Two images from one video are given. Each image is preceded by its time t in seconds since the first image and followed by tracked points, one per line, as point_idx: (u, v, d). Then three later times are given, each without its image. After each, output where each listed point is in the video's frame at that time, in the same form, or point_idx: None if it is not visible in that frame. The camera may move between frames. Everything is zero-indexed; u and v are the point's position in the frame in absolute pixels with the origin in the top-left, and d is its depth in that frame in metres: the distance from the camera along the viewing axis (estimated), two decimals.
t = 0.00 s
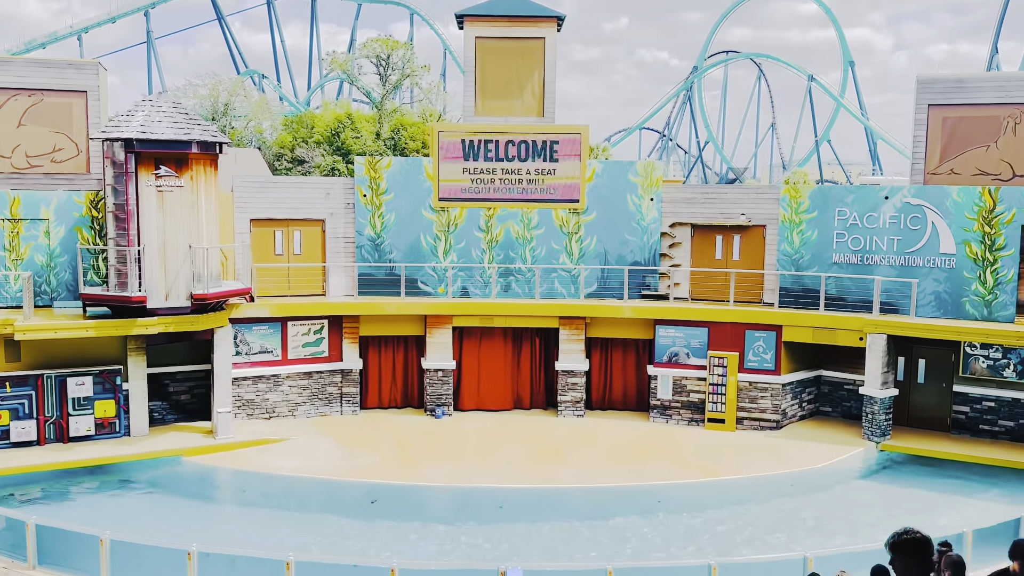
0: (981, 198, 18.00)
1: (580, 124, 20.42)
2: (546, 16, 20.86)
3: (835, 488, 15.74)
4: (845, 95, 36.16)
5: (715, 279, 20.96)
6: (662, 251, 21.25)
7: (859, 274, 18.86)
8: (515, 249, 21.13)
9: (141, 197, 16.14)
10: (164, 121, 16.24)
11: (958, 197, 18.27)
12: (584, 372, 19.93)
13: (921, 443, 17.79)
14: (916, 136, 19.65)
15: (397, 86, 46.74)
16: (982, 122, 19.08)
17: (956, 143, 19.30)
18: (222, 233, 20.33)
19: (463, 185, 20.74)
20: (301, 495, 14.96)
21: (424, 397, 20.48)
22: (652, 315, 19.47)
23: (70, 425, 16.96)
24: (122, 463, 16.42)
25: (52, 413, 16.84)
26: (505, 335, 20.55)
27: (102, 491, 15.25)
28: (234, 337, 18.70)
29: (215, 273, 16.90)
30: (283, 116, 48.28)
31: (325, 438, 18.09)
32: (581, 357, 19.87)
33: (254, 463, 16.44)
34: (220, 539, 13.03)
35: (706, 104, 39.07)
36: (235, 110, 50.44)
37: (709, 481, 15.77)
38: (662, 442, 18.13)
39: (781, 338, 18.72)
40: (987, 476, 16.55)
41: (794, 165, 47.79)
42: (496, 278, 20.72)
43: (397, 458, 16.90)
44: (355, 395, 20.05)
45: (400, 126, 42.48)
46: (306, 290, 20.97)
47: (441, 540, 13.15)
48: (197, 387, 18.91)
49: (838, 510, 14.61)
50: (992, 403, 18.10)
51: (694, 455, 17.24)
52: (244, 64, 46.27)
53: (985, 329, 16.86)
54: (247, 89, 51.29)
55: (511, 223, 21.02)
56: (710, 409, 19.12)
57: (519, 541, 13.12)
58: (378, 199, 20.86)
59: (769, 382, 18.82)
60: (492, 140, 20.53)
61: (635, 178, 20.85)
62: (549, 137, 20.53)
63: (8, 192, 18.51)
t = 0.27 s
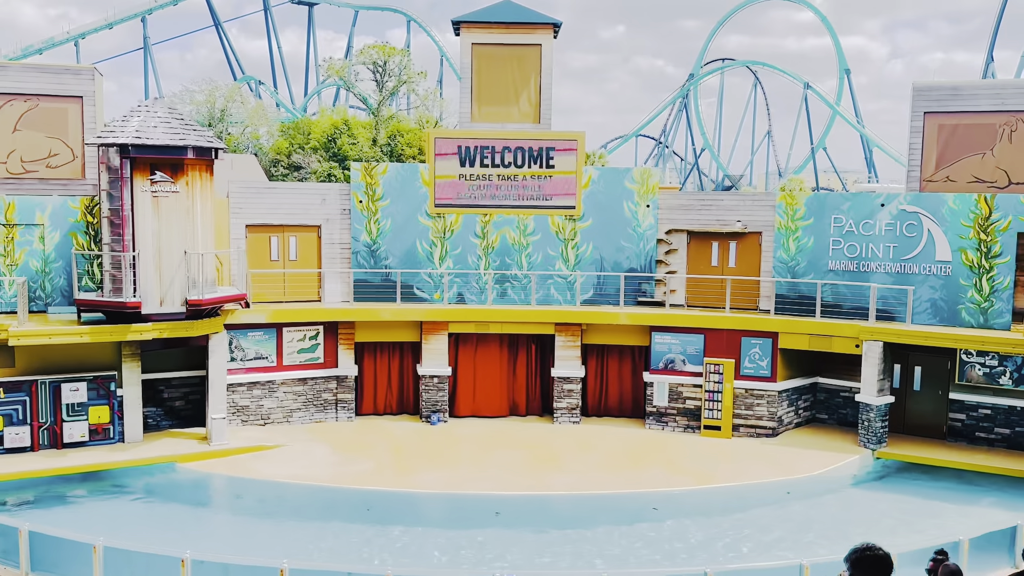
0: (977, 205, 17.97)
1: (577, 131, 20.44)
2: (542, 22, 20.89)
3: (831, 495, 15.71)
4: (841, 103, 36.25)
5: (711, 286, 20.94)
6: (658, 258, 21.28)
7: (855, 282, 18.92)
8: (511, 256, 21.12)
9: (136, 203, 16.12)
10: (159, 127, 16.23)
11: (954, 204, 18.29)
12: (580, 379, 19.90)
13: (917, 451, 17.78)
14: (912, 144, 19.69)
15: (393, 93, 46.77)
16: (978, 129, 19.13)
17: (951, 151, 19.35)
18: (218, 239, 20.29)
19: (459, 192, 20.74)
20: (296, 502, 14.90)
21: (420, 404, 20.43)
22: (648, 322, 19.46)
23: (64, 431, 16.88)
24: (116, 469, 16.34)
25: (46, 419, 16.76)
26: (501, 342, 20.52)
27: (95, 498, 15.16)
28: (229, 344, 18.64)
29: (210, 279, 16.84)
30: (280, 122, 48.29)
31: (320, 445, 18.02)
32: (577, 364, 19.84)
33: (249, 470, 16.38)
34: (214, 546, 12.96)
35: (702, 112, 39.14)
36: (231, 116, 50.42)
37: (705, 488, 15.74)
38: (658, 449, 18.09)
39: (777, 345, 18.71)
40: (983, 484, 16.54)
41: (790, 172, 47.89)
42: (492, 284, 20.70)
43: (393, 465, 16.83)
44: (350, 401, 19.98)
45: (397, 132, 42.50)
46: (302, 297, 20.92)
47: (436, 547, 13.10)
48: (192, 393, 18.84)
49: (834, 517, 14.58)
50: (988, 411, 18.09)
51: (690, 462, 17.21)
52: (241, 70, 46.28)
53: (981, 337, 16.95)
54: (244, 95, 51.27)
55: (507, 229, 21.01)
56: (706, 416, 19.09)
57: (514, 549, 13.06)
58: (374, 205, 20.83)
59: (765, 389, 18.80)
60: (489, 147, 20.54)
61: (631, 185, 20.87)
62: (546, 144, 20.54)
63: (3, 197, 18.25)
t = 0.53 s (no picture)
0: (973, 209, 18.05)
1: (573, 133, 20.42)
2: (539, 25, 20.88)
3: (827, 499, 15.69)
4: (838, 107, 36.29)
5: (707, 290, 20.92)
6: (654, 261, 21.26)
7: (851, 285, 18.91)
8: (508, 259, 21.10)
9: (131, 205, 16.06)
10: (154, 128, 16.18)
11: (950, 208, 18.33)
12: (576, 382, 19.86)
13: (914, 454, 17.76)
14: (909, 147, 19.71)
15: (390, 96, 46.75)
16: (974, 133, 19.14)
17: (947, 155, 19.36)
18: (213, 241, 20.24)
19: (455, 194, 20.71)
20: (291, 505, 14.85)
21: (416, 407, 20.37)
22: (644, 325, 19.44)
23: (58, 434, 16.81)
24: (110, 472, 16.27)
25: (40, 421, 16.69)
26: (497, 345, 20.48)
27: (89, 501, 15.09)
28: (224, 346, 18.59)
29: (205, 281, 16.78)
30: (277, 124, 48.26)
31: (315, 448, 17.96)
32: (573, 367, 19.80)
33: (244, 473, 16.32)
34: (208, 549, 12.90)
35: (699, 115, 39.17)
36: (228, 119, 50.36)
37: (701, 491, 15.70)
38: (655, 453, 18.06)
39: (773, 348, 18.68)
40: (979, 488, 16.54)
41: (787, 176, 47.95)
42: (488, 287, 20.67)
43: (388, 468, 16.79)
44: (345, 405, 19.93)
45: (394, 135, 42.47)
46: (298, 299, 20.88)
47: (431, 551, 13.04)
48: (186, 396, 18.78)
49: (830, 521, 14.56)
50: (984, 415, 18.10)
51: (687, 465, 17.17)
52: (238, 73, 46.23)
53: (976, 341, 16.84)
54: (241, 97, 51.21)
55: (503, 232, 20.98)
56: (702, 419, 19.07)
57: (509, 552, 13.02)
58: (370, 208, 20.78)
59: (761, 393, 18.77)
60: (485, 149, 20.52)
61: (627, 188, 20.86)
62: (542, 146, 20.52)
63: None
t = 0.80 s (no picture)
0: (969, 210, 18.07)
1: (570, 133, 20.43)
2: (536, 25, 20.88)
3: (823, 499, 15.70)
4: (835, 108, 36.33)
5: (704, 290, 20.93)
6: (651, 261, 21.25)
7: (847, 286, 18.93)
8: (505, 258, 21.09)
9: (127, 204, 16.05)
10: (151, 127, 16.16)
11: (946, 209, 18.35)
12: (572, 382, 19.86)
13: (910, 455, 17.78)
14: (905, 148, 19.74)
15: (388, 96, 46.74)
16: (971, 134, 19.17)
17: (944, 155, 19.39)
18: (209, 240, 20.21)
19: (452, 194, 20.70)
20: (286, 505, 14.82)
21: (413, 407, 20.36)
22: (641, 325, 19.45)
23: (53, 434, 16.76)
24: (106, 472, 16.24)
25: (35, 421, 16.66)
26: (494, 344, 20.47)
27: (85, 500, 15.06)
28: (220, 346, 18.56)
29: (201, 280, 16.77)
30: (274, 124, 48.23)
31: (311, 447, 17.93)
32: (570, 367, 19.80)
33: (239, 473, 16.29)
34: (203, 549, 12.88)
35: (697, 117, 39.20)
36: (225, 119, 50.30)
37: (697, 491, 15.71)
38: (651, 453, 18.07)
39: (769, 349, 18.69)
40: (975, 488, 16.56)
41: (784, 178, 48.00)
42: (485, 287, 20.66)
43: (385, 468, 16.78)
44: (342, 404, 19.90)
45: (391, 135, 42.46)
46: (294, 299, 20.86)
47: (426, 550, 13.03)
48: (182, 395, 18.75)
49: (826, 521, 14.57)
50: (980, 415, 18.12)
51: (683, 465, 17.18)
52: (235, 73, 46.20)
53: (972, 341, 16.86)
54: (238, 97, 51.15)
55: (500, 232, 20.97)
56: (699, 419, 19.07)
57: (505, 552, 13.01)
58: (367, 208, 20.78)
59: (757, 393, 18.78)
60: (482, 149, 20.51)
61: (624, 188, 20.86)
62: (539, 146, 20.53)
63: None
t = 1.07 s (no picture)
0: (966, 208, 18.04)
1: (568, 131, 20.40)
2: (533, 23, 20.85)
3: (820, 497, 15.69)
4: (832, 106, 36.32)
5: (701, 288, 20.91)
6: (648, 259, 21.23)
7: (844, 284, 18.94)
8: (502, 256, 21.06)
9: (123, 201, 15.99)
10: (147, 124, 16.10)
11: (944, 207, 18.33)
12: (569, 380, 19.84)
13: (907, 453, 17.77)
14: (903, 146, 19.73)
15: (385, 94, 46.67)
16: (968, 132, 19.17)
17: (941, 153, 19.39)
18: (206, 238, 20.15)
19: (450, 191, 20.66)
20: (283, 503, 14.78)
21: (409, 405, 20.33)
22: (638, 323, 19.43)
23: (49, 431, 16.71)
24: (102, 470, 16.19)
25: (31, 418, 16.62)
26: (491, 342, 20.44)
27: (80, 498, 15.00)
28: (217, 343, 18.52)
29: (198, 278, 16.73)
30: (271, 122, 48.14)
31: (307, 446, 17.89)
32: (567, 365, 19.79)
33: (236, 471, 16.25)
34: (200, 547, 12.84)
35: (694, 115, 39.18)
36: (222, 116, 50.20)
37: (694, 489, 15.70)
38: (648, 451, 18.05)
39: (767, 347, 18.68)
40: (972, 486, 16.56)
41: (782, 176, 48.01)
42: (482, 285, 20.63)
43: (381, 466, 16.74)
44: (338, 402, 19.87)
45: (389, 133, 42.39)
46: (291, 296, 20.81)
47: (423, 548, 13.00)
48: (179, 393, 18.70)
49: (823, 519, 14.55)
50: (977, 413, 18.12)
51: (680, 463, 17.17)
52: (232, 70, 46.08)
53: (971, 339, 16.88)
54: (234, 95, 51.04)
55: (497, 230, 20.94)
56: (696, 417, 19.05)
57: (502, 550, 12.99)
58: (364, 205, 20.76)
59: (755, 391, 18.78)
60: (479, 147, 20.47)
61: (622, 186, 20.83)
62: (537, 144, 20.49)
63: None
